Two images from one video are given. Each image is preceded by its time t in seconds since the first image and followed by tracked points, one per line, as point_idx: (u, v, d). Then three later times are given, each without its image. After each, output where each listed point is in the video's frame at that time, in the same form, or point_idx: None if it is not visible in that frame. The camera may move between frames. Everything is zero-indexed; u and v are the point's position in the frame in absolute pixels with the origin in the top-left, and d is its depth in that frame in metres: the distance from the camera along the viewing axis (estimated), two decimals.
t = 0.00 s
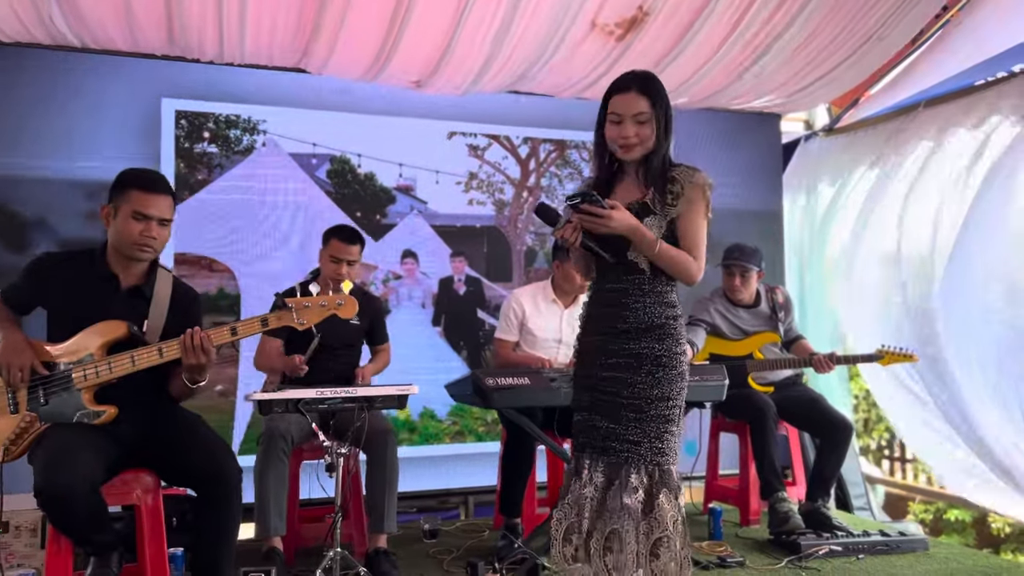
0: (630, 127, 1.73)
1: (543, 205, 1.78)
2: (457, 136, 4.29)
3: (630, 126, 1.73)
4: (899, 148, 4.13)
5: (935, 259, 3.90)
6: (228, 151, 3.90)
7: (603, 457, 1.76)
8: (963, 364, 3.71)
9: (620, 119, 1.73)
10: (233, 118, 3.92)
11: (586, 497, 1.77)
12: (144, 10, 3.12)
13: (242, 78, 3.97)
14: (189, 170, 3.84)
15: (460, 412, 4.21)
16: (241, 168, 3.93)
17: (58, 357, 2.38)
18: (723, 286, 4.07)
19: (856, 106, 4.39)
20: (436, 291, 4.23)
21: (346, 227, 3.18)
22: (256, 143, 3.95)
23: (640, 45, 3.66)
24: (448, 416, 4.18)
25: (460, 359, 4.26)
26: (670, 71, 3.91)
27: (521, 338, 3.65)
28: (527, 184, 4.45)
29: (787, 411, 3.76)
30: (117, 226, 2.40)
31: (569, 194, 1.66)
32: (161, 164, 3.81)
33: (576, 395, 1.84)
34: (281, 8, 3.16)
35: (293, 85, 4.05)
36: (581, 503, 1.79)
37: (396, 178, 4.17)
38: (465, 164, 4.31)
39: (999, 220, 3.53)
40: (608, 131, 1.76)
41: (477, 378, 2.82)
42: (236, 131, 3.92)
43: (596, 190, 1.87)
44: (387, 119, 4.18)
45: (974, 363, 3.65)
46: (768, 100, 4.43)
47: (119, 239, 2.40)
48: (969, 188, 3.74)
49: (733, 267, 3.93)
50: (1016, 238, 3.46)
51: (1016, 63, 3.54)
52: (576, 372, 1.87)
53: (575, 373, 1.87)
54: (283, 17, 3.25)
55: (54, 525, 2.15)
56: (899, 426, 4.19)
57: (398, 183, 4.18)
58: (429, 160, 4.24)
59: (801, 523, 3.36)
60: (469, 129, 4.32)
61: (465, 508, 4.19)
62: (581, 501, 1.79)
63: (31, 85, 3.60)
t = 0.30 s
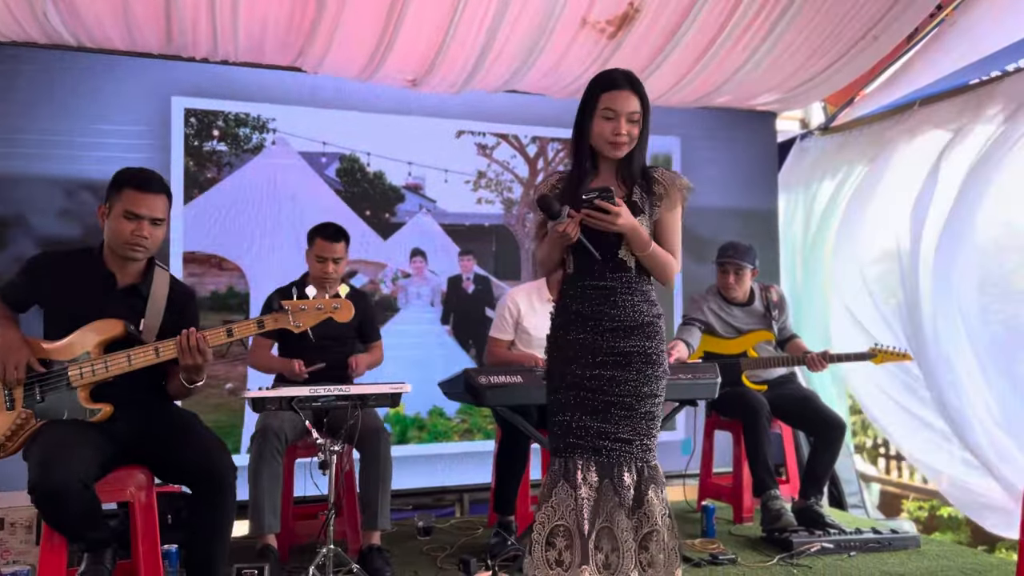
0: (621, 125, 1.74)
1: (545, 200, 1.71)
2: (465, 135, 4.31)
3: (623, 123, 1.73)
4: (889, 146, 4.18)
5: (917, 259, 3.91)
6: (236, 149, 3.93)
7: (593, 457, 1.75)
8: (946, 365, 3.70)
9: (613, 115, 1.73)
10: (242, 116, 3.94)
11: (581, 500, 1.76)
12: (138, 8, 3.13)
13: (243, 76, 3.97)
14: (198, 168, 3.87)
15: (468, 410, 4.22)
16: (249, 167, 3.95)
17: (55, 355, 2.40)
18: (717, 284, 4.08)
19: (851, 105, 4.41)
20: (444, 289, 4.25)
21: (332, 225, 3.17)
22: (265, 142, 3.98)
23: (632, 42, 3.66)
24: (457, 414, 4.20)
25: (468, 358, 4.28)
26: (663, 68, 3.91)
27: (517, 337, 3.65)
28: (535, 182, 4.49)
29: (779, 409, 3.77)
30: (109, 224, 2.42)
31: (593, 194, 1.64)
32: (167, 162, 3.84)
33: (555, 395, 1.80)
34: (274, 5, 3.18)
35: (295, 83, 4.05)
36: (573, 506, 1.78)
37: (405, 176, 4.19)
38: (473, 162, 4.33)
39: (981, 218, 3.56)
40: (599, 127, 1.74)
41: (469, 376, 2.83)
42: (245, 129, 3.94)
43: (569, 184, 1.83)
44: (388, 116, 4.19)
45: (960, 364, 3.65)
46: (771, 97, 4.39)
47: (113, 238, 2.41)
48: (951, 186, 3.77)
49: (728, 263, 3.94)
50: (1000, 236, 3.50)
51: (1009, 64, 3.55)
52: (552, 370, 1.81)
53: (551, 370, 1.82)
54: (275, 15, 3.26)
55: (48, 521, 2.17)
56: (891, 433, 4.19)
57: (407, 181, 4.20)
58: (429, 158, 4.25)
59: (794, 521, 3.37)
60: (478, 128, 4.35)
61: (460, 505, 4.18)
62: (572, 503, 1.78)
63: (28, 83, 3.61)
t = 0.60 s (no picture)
0: (607, 123, 1.74)
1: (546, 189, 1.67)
2: (475, 134, 4.33)
3: (611, 121, 1.74)
4: (892, 146, 4.15)
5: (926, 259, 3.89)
6: (247, 148, 3.92)
7: (585, 459, 1.72)
8: (958, 365, 3.67)
9: (602, 113, 1.73)
10: (252, 116, 3.94)
11: (574, 503, 1.70)
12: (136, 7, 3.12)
13: (243, 76, 3.95)
14: (208, 167, 3.86)
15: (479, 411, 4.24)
16: (260, 166, 3.94)
17: (54, 355, 2.40)
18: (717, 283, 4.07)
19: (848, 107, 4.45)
20: (454, 289, 4.26)
21: (322, 226, 3.17)
22: (276, 142, 3.97)
23: (632, 45, 3.65)
24: (467, 414, 4.21)
25: (477, 357, 4.29)
26: (665, 70, 3.90)
27: (519, 337, 3.63)
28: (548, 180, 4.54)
29: (779, 409, 3.77)
30: (110, 225, 2.41)
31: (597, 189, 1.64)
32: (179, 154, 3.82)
33: (541, 397, 1.75)
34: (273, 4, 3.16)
35: (297, 83, 4.04)
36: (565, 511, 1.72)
37: (415, 176, 4.20)
38: (484, 163, 4.35)
39: (995, 221, 3.48)
40: (587, 124, 1.74)
41: (468, 376, 2.83)
42: (255, 129, 3.94)
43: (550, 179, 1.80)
44: (390, 116, 4.18)
45: (967, 364, 3.63)
46: (769, 97, 4.37)
47: (113, 238, 2.41)
48: (962, 187, 3.75)
49: (729, 263, 3.94)
50: (1011, 239, 3.42)
51: (1010, 63, 3.55)
52: (535, 372, 1.77)
53: (534, 373, 1.78)
54: (274, 15, 3.25)
55: (46, 522, 2.16)
56: (894, 433, 4.18)
57: (417, 181, 4.21)
58: (430, 158, 4.24)
59: (793, 521, 3.37)
60: (488, 128, 4.36)
61: (459, 506, 4.15)
62: (564, 508, 1.72)
63: (26, 81, 3.60)
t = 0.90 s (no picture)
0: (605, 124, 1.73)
1: (572, 185, 1.58)
2: (486, 136, 4.31)
3: (610, 124, 1.73)
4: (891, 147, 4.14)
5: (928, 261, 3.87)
6: (257, 148, 3.90)
7: (594, 464, 1.68)
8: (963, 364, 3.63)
9: (603, 113, 1.71)
10: (262, 116, 3.92)
11: (587, 509, 1.67)
12: (135, 6, 3.10)
13: (241, 75, 3.91)
14: (218, 167, 3.83)
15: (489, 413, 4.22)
16: (270, 167, 3.91)
17: (50, 357, 2.37)
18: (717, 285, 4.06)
19: (848, 108, 4.45)
20: (465, 290, 4.24)
21: (313, 229, 3.14)
22: (286, 142, 3.95)
23: (633, 43, 3.65)
24: (477, 416, 4.20)
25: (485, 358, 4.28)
26: (666, 65, 3.87)
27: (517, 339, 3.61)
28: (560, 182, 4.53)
29: (778, 412, 3.77)
30: (108, 227, 2.39)
31: (620, 188, 1.64)
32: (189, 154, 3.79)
33: (543, 404, 1.70)
34: None
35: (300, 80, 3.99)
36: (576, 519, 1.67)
37: (426, 177, 4.18)
38: (495, 164, 4.34)
39: (1001, 220, 3.45)
40: (591, 124, 1.71)
41: (469, 378, 2.81)
42: (266, 129, 3.92)
43: (545, 179, 1.74)
44: (393, 114, 4.15)
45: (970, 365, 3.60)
46: (765, 98, 4.38)
47: (111, 240, 2.39)
48: (960, 189, 3.73)
49: (730, 264, 3.93)
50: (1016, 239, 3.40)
51: (1011, 64, 3.54)
52: (535, 379, 1.72)
53: (531, 379, 1.73)
54: (274, 11, 3.23)
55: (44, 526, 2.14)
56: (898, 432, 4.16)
57: (428, 183, 4.19)
58: (432, 157, 4.21)
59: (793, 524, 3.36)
60: (498, 129, 4.35)
61: (458, 509, 4.11)
62: (575, 516, 1.67)
63: (20, 82, 3.54)
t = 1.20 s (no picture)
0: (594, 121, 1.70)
1: (580, 185, 1.52)
2: (495, 137, 4.30)
3: (598, 120, 1.70)
4: (889, 150, 4.14)
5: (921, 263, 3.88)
6: (266, 149, 3.87)
7: (602, 467, 1.67)
8: (955, 368, 3.66)
9: (591, 111, 1.68)
10: (271, 116, 3.89)
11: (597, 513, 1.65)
12: (130, 5, 3.07)
13: (233, 77, 3.84)
14: (226, 168, 3.80)
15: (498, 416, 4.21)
16: (279, 168, 3.89)
17: (43, 360, 2.33)
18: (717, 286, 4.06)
19: (846, 109, 4.41)
20: (474, 293, 4.24)
21: (306, 232, 3.13)
22: (295, 143, 3.92)
23: (630, 45, 3.64)
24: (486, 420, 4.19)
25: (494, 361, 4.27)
26: (662, 69, 3.88)
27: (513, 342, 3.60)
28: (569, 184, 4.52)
29: (776, 416, 3.76)
30: (103, 228, 2.36)
31: (628, 187, 1.58)
32: (196, 156, 3.76)
33: (547, 410, 1.68)
34: None
35: (301, 83, 3.98)
36: (587, 523, 1.66)
37: (435, 179, 4.17)
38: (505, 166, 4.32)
39: (990, 227, 3.48)
40: (576, 122, 1.68)
41: (467, 382, 2.79)
42: (275, 129, 3.89)
43: (540, 179, 1.71)
44: (393, 114, 4.12)
45: (967, 368, 3.59)
46: (764, 101, 4.39)
47: (106, 241, 2.36)
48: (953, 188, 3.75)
49: (730, 266, 3.92)
50: (1008, 244, 3.40)
51: (1008, 67, 3.52)
52: (537, 384, 1.69)
53: (533, 385, 1.70)
54: (270, 12, 3.21)
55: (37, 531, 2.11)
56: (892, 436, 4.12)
57: (437, 185, 4.18)
58: (435, 155, 4.18)
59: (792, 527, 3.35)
60: (507, 130, 4.34)
61: (455, 512, 4.07)
62: (586, 521, 1.66)
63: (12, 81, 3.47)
